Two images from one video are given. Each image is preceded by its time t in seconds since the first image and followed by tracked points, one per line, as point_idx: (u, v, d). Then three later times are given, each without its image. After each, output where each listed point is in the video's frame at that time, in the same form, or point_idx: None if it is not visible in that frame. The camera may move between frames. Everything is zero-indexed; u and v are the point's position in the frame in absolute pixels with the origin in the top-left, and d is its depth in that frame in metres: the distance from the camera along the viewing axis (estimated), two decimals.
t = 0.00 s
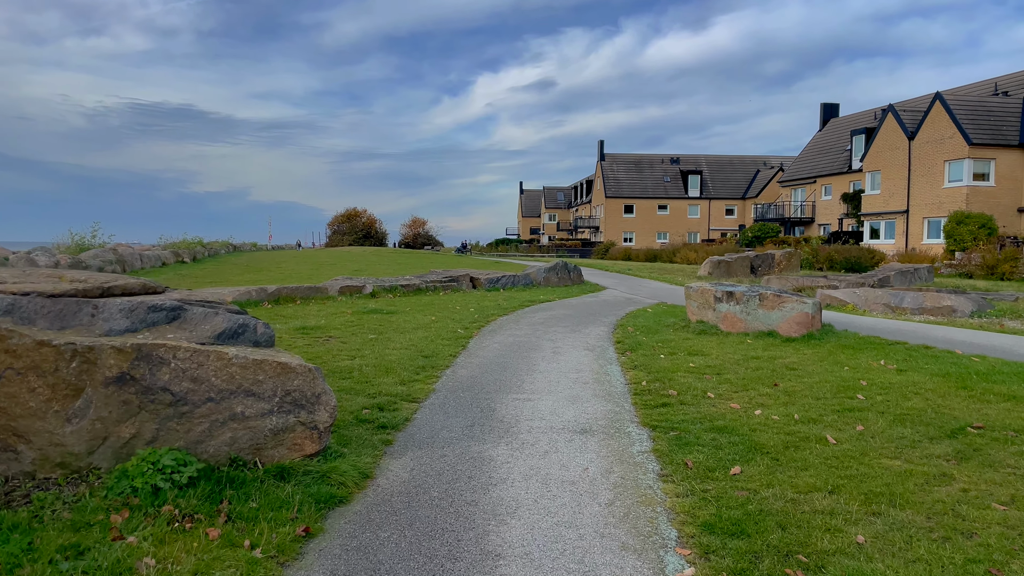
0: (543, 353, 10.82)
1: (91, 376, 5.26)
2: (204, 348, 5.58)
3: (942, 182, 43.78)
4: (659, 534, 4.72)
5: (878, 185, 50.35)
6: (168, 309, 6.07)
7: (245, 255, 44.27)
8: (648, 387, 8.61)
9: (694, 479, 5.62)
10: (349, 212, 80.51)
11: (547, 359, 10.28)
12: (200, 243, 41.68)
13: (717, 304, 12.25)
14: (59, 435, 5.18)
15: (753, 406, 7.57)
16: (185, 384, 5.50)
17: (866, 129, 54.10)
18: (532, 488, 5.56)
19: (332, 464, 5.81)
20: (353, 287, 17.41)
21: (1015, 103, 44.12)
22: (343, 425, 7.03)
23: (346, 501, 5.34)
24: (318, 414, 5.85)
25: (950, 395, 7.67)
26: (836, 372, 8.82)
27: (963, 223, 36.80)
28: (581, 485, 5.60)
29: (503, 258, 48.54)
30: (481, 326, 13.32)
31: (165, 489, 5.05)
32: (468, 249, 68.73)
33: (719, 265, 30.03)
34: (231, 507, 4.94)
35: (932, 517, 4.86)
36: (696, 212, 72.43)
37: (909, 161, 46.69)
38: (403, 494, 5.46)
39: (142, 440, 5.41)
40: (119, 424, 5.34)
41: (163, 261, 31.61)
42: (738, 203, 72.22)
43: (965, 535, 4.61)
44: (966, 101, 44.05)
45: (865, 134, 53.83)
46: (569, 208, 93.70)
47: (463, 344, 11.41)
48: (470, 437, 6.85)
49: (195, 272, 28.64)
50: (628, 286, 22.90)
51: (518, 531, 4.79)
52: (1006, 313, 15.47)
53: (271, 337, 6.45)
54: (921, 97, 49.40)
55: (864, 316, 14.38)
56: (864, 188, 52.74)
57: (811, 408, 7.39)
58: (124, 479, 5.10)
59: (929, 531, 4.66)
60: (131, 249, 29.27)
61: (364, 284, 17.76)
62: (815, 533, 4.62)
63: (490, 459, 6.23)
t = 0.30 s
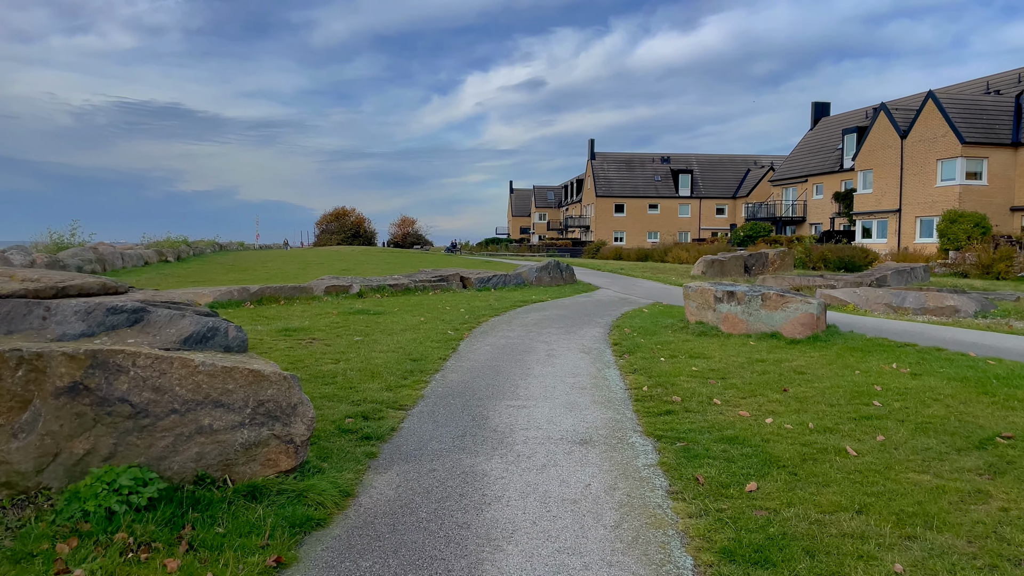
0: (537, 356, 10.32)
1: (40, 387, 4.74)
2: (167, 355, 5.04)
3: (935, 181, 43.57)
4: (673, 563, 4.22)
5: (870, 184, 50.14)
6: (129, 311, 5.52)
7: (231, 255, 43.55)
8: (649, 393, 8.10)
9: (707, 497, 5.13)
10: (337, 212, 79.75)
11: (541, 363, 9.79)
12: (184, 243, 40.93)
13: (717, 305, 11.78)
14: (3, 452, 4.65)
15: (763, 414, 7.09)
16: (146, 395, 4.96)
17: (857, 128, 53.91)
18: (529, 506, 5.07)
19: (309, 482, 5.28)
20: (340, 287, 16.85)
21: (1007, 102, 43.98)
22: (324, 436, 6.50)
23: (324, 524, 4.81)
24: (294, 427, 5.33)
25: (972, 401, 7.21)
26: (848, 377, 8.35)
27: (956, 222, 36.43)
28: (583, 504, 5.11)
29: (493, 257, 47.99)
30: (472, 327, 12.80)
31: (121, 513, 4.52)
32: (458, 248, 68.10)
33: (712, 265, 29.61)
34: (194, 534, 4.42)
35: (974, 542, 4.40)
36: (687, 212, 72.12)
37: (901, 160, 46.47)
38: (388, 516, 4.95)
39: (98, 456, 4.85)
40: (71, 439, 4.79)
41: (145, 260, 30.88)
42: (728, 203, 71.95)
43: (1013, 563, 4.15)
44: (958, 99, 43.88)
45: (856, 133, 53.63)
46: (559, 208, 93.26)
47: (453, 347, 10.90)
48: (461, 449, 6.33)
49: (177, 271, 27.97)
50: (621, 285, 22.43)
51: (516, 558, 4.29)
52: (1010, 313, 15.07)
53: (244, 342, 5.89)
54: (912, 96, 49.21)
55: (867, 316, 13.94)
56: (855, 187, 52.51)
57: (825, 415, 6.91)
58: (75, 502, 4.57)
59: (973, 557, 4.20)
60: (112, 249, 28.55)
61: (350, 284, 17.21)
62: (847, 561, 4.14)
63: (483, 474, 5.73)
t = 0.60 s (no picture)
0: (530, 364, 9.82)
1: None
2: (120, 374, 4.50)
3: (927, 180, 43.35)
4: None
5: (860, 183, 49.91)
6: (80, 323, 4.97)
7: (216, 254, 42.83)
8: (651, 405, 7.60)
9: (722, 528, 4.65)
10: (325, 211, 79.06)
11: (534, 371, 9.30)
12: (168, 243, 40.17)
13: (717, 309, 11.33)
14: None
15: (773, 429, 6.63)
16: (96, 420, 4.42)
17: (848, 127, 53.71)
18: (526, 540, 4.57)
19: (281, 513, 4.74)
20: (324, 290, 16.29)
21: (998, 101, 43.82)
22: (301, 457, 5.97)
23: (296, 563, 4.29)
24: (265, 452, 4.80)
25: (996, 414, 6.75)
26: (860, 386, 7.88)
27: (948, 221, 35.96)
28: (585, 536, 4.62)
29: (483, 257, 47.44)
30: (461, 332, 12.29)
31: (64, 555, 3.98)
32: (447, 248, 67.51)
33: (705, 265, 29.17)
34: None
35: None
36: (677, 211, 71.80)
37: (892, 159, 46.26)
38: (368, 552, 4.43)
39: (42, 487, 4.29)
40: (11, 469, 4.24)
41: (127, 261, 30.17)
42: (718, 202, 71.70)
43: None
44: (949, 98, 43.67)
45: (847, 132, 53.39)
46: (549, 207, 92.80)
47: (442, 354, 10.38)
48: (450, 471, 5.83)
49: (160, 273, 27.29)
50: (614, 287, 21.94)
51: None
52: (1014, 316, 14.67)
53: (211, 356, 5.34)
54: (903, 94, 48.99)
55: (868, 319, 13.52)
56: (846, 187, 52.30)
57: (840, 431, 6.45)
58: (13, 541, 4.01)
59: None
60: (91, 249, 27.83)
61: (335, 286, 16.65)
62: None
63: (474, 500, 5.23)
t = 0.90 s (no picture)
0: (519, 365, 9.33)
1: None
2: (57, 384, 3.98)
3: (914, 176, 43.24)
4: None
5: (847, 179, 49.77)
6: (17, 327, 4.45)
7: (196, 251, 42.08)
8: (648, 409, 7.15)
9: (734, 552, 4.19)
10: (309, 207, 78.25)
11: (522, 373, 8.81)
12: (147, 238, 39.37)
13: (712, 307, 10.89)
14: None
15: (779, 436, 6.19)
16: (30, 436, 3.90)
17: (835, 123, 53.56)
18: (517, 565, 4.11)
19: (242, 539, 4.25)
20: (304, 287, 15.75)
21: (985, 97, 43.75)
22: (269, 472, 5.46)
23: None
24: (224, 470, 4.30)
25: (1014, 419, 6.35)
26: (867, 389, 7.46)
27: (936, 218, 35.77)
28: (583, 561, 4.15)
29: (469, 253, 46.88)
30: (447, 331, 11.79)
31: None
32: (433, 245, 66.93)
33: (694, 261, 28.81)
34: None
35: None
36: (664, 207, 71.54)
37: (879, 155, 46.12)
38: None
39: None
40: None
41: (103, 257, 29.42)
42: (705, 198, 71.49)
43: None
44: (936, 94, 43.56)
45: (834, 127, 53.24)
46: (535, 203, 92.33)
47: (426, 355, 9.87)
48: (433, 485, 5.35)
49: (137, 269, 26.58)
50: (603, 283, 21.49)
51: None
52: (1012, 313, 14.35)
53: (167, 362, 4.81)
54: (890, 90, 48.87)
55: (865, 317, 13.14)
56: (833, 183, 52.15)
57: (851, 437, 6.02)
58: None
59: None
60: (66, 245, 27.10)
61: (316, 283, 16.10)
62: None
63: (460, 518, 4.76)
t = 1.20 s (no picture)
0: (510, 372, 8.83)
1: None
2: None
3: (903, 174, 43.03)
4: None
5: (836, 177, 49.55)
6: None
7: (177, 249, 41.23)
8: (649, 422, 6.66)
9: None
10: (294, 204, 77.45)
11: (514, 382, 8.31)
12: (127, 236, 38.51)
13: (710, 309, 10.43)
14: None
15: (795, 454, 5.72)
16: None
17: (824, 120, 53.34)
18: None
19: None
20: (286, 287, 15.17)
21: (975, 95, 43.61)
22: (236, 499, 4.93)
23: None
24: (177, 506, 3.75)
25: None
26: (880, 399, 7.01)
27: (927, 215, 35.29)
28: None
29: (456, 252, 46.32)
30: (434, 334, 11.27)
31: None
32: (420, 242, 66.25)
33: (685, 259, 28.39)
34: None
35: None
36: (652, 205, 71.20)
37: (869, 152, 45.91)
38: None
39: None
40: None
41: (80, 256, 28.63)
42: (693, 196, 71.21)
43: None
44: (926, 91, 43.37)
45: (823, 125, 53.02)
46: (522, 201, 91.79)
47: (411, 361, 9.35)
48: (418, 512, 4.84)
49: (114, 268, 25.87)
50: (593, 283, 21.02)
51: None
52: (1013, 313, 13.98)
53: (116, 380, 4.29)
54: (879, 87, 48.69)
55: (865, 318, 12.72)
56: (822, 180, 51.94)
57: (873, 455, 5.57)
58: None
59: None
60: (41, 244, 26.30)
61: (298, 283, 15.53)
62: None
63: (448, 553, 4.26)
